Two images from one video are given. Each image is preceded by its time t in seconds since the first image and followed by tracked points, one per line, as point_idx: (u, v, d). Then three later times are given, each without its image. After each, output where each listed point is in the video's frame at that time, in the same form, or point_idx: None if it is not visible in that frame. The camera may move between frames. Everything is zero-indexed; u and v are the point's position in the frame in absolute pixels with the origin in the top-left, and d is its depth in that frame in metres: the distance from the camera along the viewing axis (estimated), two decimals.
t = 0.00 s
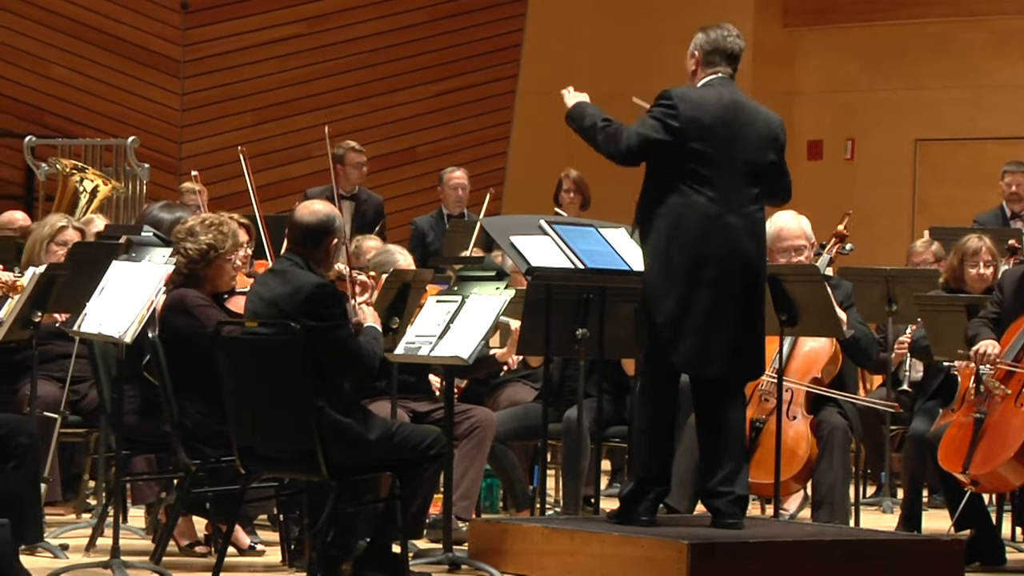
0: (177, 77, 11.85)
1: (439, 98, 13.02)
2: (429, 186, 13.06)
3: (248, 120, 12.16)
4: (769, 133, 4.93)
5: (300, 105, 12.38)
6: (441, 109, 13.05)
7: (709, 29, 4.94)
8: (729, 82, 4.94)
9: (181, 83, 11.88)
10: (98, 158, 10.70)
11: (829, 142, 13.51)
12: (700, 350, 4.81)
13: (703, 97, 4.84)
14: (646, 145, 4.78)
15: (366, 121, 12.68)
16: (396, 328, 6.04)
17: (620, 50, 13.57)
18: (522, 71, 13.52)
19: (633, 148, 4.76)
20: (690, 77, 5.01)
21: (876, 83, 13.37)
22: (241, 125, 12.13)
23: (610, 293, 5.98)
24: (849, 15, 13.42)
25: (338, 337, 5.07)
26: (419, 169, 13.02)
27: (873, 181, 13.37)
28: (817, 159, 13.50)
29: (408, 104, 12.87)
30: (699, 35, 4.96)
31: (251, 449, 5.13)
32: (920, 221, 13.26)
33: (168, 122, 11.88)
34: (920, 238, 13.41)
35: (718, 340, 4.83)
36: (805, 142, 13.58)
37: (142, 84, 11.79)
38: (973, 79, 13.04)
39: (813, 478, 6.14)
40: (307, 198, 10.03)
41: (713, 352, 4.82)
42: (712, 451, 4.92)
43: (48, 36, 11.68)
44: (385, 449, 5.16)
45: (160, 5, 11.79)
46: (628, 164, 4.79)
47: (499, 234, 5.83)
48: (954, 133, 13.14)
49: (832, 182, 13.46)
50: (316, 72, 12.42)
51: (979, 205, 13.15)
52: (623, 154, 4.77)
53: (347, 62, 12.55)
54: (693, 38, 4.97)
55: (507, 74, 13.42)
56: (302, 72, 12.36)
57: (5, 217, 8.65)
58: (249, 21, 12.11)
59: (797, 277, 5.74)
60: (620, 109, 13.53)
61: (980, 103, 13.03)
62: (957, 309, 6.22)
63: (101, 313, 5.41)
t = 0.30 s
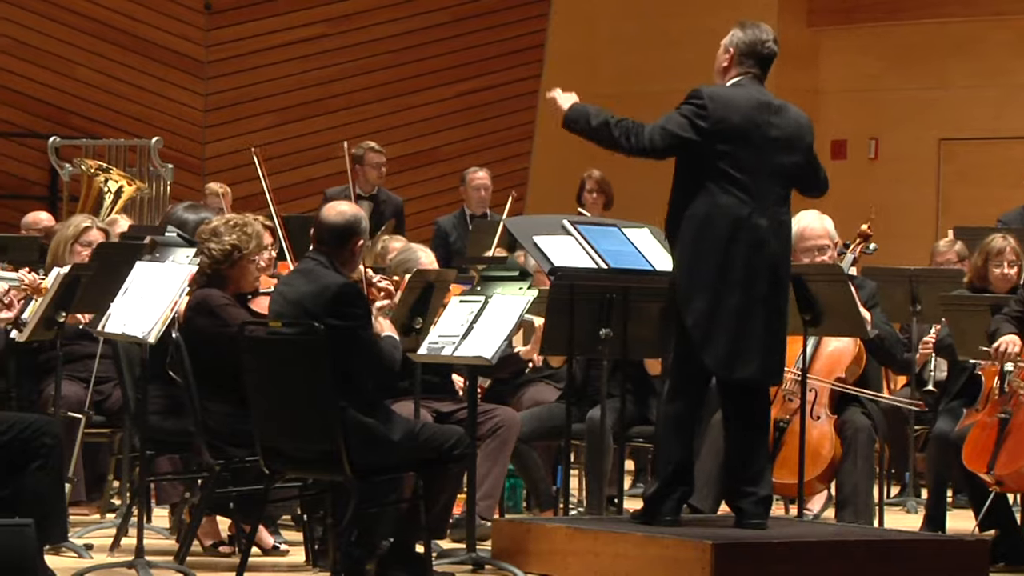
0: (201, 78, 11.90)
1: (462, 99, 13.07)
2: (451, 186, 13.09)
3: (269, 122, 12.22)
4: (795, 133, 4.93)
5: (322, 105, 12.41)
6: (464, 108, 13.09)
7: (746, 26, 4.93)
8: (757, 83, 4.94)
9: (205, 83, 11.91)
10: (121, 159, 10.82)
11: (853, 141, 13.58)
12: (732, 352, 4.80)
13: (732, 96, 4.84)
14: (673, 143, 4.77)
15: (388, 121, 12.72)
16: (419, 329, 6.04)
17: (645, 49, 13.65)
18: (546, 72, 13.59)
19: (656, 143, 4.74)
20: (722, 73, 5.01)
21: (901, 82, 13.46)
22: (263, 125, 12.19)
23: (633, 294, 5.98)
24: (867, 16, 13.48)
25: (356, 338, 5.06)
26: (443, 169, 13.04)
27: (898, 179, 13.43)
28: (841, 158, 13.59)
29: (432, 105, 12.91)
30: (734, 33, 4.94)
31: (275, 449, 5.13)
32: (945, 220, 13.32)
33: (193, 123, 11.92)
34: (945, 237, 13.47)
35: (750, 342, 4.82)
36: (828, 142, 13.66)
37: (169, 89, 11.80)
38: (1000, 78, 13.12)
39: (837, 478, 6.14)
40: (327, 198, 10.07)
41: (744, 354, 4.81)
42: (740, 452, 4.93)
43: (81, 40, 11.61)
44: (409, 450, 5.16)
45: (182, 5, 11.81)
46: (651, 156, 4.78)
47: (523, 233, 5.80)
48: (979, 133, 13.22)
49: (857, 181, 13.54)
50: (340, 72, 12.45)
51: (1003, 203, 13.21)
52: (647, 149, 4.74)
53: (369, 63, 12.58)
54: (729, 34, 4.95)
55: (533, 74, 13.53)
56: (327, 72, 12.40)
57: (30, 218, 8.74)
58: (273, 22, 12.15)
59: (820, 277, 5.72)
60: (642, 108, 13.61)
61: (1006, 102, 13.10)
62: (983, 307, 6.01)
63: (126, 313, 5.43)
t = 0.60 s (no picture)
0: (222, 78, 11.92)
1: (481, 99, 13.06)
2: (473, 184, 13.09)
3: (292, 122, 12.26)
4: (819, 135, 4.92)
5: (343, 105, 12.43)
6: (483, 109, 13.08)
7: (766, 26, 4.93)
8: (778, 84, 4.93)
9: (226, 84, 11.94)
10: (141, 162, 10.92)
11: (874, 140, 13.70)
12: (759, 357, 4.80)
13: (758, 99, 4.82)
14: (710, 159, 4.77)
15: (415, 119, 12.77)
16: (439, 329, 6.04)
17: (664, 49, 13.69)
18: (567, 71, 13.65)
19: (701, 167, 4.75)
20: (740, 72, 4.99)
21: (921, 82, 13.54)
22: (281, 126, 12.20)
23: (654, 294, 5.97)
24: (889, 16, 13.55)
25: (374, 337, 5.05)
26: (464, 169, 13.04)
27: (917, 178, 13.56)
28: (862, 157, 13.68)
29: (453, 105, 12.92)
30: (755, 32, 4.94)
31: (295, 448, 5.12)
32: (966, 219, 13.43)
33: (214, 123, 11.96)
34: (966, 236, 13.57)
35: (779, 347, 4.82)
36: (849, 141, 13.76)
37: (193, 89, 11.86)
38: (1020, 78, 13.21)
39: (858, 479, 6.14)
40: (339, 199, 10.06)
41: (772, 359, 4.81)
42: (763, 454, 4.93)
43: (98, 38, 11.68)
44: (429, 450, 5.14)
45: (205, 6, 11.82)
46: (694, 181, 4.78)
47: (543, 233, 5.80)
48: (999, 132, 13.31)
49: (878, 180, 13.67)
50: (361, 72, 12.47)
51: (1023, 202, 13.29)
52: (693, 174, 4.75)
53: (391, 64, 12.59)
54: (749, 31, 4.95)
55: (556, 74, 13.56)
56: (348, 72, 12.42)
57: (52, 218, 8.77)
58: (297, 21, 12.17)
59: (842, 277, 5.70)
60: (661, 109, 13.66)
61: None
62: (1004, 308, 5.98)
63: (145, 313, 5.41)
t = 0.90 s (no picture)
0: (239, 78, 11.92)
1: (496, 100, 13.05)
2: (491, 185, 13.08)
3: (309, 122, 12.24)
4: (822, 135, 4.93)
5: (361, 106, 12.44)
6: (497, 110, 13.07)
7: (766, 28, 4.93)
8: (781, 84, 4.93)
9: (244, 84, 11.94)
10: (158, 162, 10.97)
11: (891, 140, 13.69)
12: (773, 361, 4.81)
13: (760, 101, 4.82)
14: (703, 154, 4.76)
15: (429, 122, 12.75)
16: (457, 329, 6.04)
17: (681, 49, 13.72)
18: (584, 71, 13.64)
19: (687, 158, 4.73)
20: (744, 74, 4.99)
21: (938, 81, 13.55)
22: (298, 127, 12.20)
23: (672, 294, 5.98)
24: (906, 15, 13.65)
25: (396, 338, 5.03)
26: (481, 169, 13.04)
27: (935, 177, 13.54)
28: (880, 157, 13.70)
29: (469, 106, 12.92)
30: (755, 34, 4.94)
31: (313, 448, 5.13)
32: (984, 218, 13.41)
33: (232, 123, 11.96)
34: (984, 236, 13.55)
35: (790, 349, 4.84)
36: (867, 142, 13.78)
37: (213, 90, 11.87)
38: None
39: (876, 479, 6.17)
40: (351, 199, 10.07)
41: (785, 362, 4.83)
42: (775, 455, 4.93)
43: (114, 38, 11.70)
44: (447, 450, 5.13)
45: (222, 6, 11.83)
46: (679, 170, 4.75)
47: (561, 234, 5.82)
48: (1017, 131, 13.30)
49: (898, 180, 13.67)
50: (377, 72, 12.47)
51: None
52: (676, 163, 4.73)
53: (408, 64, 12.58)
54: (749, 33, 4.95)
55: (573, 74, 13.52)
56: (361, 73, 12.41)
57: (71, 219, 8.80)
58: (314, 22, 12.19)
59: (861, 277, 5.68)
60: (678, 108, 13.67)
61: None
62: None
63: (163, 314, 5.45)
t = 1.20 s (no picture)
0: (256, 78, 12.00)
1: (512, 99, 13.07)
2: (508, 185, 13.10)
3: (327, 122, 12.29)
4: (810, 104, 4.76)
5: (379, 105, 12.48)
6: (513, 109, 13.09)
7: (738, 11, 4.79)
8: (764, 58, 4.77)
9: (261, 84, 12.02)
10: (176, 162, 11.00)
11: (909, 139, 13.70)
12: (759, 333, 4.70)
13: (738, 77, 4.68)
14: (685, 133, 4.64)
15: (441, 121, 12.75)
16: (474, 329, 6.04)
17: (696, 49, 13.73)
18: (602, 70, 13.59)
19: (670, 136, 4.61)
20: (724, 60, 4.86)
21: (955, 80, 13.53)
22: (319, 126, 12.26)
23: (689, 293, 5.98)
24: (923, 15, 13.64)
25: (413, 339, 5.05)
26: (498, 169, 13.06)
27: (953, 177, 13.52)
28: (897, 157, 13.71)
29: (485, 105, 12.93)
30: (729, 18, 4.80)
31: (330, 449, 5.13)
32: (1002, 218, 13.39)
33: (249, 124, 12.03)
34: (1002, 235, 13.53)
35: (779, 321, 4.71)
36: (884, 141, 13.79)
37: (230, 90, 11.93)
38: None
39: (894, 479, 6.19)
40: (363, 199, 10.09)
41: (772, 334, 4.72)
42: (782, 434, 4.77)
43: (130, 37, 11.69)
44: (464, 450, 5.12)
45: (238, 7, 11.92)
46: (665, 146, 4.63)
47: (577, 233, 5.78)
48: None
49: (915, 181, 13.67)
50: (395, 72, 12.51)
51: None
52: (662, 140, 4.61)
53: (425, 64, 12.61)
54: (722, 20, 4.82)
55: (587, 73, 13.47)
56: (379, 73, 12.45)
57: (89, 220, 8.84)
58: (331, 22, 12.24)
59: (878, 277, 5.68)
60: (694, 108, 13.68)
61: None
62: None
63: (181, 313, 5.44)
